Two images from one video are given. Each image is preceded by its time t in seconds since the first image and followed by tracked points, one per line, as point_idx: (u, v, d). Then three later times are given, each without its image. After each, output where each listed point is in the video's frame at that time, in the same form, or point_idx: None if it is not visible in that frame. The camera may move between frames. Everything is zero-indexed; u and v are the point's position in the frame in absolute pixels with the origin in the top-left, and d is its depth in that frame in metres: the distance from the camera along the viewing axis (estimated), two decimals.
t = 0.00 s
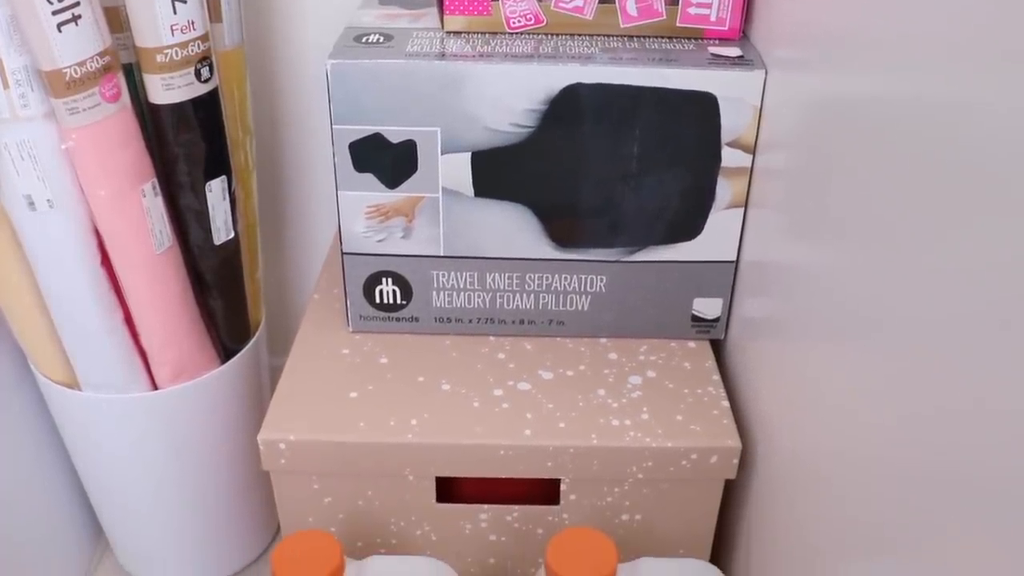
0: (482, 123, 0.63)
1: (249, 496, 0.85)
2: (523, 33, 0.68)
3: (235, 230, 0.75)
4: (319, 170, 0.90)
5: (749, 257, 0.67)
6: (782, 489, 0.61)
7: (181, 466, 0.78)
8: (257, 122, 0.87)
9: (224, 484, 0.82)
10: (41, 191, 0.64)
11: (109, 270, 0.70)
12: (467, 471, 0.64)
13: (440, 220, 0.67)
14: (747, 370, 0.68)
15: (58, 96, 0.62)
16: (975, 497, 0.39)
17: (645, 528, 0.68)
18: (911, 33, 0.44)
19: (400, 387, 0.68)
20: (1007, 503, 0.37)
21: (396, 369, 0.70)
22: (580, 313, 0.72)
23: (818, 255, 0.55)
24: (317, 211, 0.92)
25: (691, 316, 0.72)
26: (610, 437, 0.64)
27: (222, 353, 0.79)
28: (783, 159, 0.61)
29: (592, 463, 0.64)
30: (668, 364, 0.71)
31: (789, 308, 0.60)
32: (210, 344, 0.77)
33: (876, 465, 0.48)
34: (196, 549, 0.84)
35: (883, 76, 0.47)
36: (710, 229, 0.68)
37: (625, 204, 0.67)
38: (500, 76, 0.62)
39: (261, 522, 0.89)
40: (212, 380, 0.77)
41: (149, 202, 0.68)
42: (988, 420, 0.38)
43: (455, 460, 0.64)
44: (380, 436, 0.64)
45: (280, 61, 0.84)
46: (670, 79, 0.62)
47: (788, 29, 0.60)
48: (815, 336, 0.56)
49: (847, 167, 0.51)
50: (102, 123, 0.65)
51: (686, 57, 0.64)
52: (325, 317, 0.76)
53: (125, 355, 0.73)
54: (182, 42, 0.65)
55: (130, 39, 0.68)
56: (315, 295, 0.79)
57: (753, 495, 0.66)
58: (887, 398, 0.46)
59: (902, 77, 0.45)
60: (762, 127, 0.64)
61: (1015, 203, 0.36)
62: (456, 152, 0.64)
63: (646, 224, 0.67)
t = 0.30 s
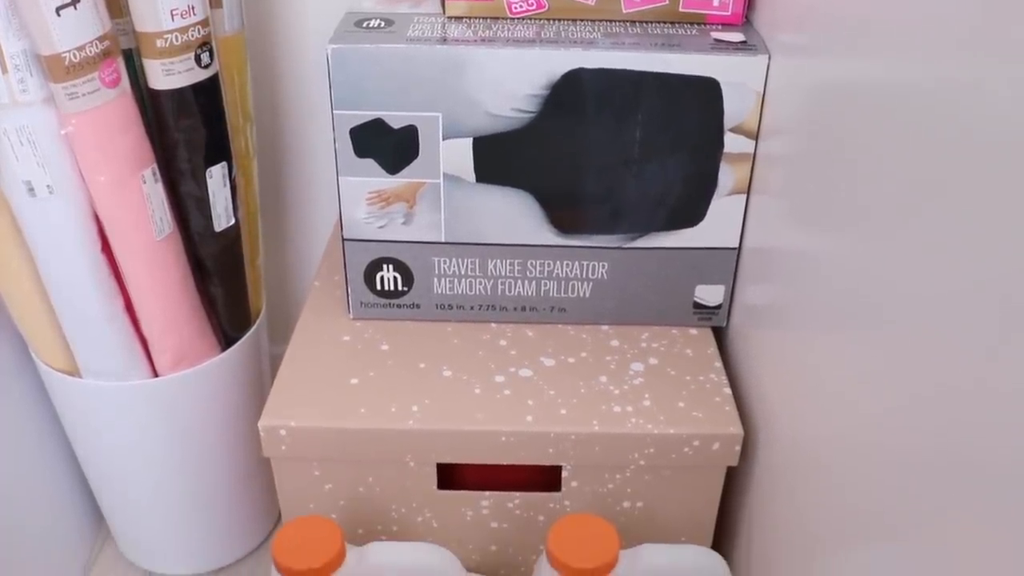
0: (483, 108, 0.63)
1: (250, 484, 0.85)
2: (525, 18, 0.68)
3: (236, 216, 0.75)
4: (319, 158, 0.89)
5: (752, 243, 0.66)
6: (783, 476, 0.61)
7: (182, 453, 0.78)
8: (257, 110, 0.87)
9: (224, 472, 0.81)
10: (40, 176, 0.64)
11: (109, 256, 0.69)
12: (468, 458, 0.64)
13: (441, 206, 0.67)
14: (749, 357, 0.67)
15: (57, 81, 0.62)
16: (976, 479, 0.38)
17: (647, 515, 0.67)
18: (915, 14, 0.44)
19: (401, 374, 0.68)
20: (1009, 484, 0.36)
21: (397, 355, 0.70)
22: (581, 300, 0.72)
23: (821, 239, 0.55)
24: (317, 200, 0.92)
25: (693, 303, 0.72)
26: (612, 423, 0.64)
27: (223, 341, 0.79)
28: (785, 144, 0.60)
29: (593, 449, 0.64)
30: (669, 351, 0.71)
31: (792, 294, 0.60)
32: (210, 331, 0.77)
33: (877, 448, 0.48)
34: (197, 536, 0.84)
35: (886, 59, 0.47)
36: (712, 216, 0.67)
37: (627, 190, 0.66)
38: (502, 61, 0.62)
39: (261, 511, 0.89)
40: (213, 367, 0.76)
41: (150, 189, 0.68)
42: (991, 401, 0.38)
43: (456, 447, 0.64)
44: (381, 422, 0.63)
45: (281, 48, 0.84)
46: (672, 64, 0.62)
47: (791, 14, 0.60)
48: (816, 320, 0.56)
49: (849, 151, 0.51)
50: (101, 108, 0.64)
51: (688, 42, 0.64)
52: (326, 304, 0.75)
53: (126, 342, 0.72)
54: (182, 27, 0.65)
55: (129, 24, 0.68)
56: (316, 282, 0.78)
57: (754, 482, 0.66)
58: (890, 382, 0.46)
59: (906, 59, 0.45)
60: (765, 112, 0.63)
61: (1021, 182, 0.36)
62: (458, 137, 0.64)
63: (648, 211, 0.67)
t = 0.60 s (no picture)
0: (484, 91, 0.63)
1: (250, 471, 0.85)
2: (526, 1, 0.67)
3: (236, 201, 0.74)
4: (320, 145, 0.89)
5: (754, 227, 0.66)
6: (785, 460, 0.61)
7: (183, 439, 0.78)
8: (257, 96, 0.87)
9: (225, 458, 0.81)
10: (39, 160, 0.64)
11: (109, 241, 0.69)
12: (469, 442, 0.64)
13: (442, 190, 0.66)
14: (751, 342, 0.67)
15: (55, 64, 0.61)
16: (979, 459, 0.38)
17: (648, 500, 0.67)
18: None
19: (401, 358, 0.68)
20: (1011, 464, 0.36)
21: (398, 340, 0.69)
22: (583, 285, 0.71)
23: (824, 221, 0.54)
24: (318, 186, 0.92)
25: (695, 288, 0.71)
26: (613, 407, 0.63)
27: (223, 327, 0.78)
28: (788, 127, 0.60)
29: (595, 433, 0.63)
30: (671, 336, 0.71)
31: (794, 277, 0.59)
32: (210, 317, 0.77)
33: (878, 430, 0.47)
34: (197, 522, 0.84)
35: (891, 38, 0.46)
36: (714, 200, 0.67)
37: (629, 174, 0.66)
38: (503, 43, 0.61)
39: (262, 497, 0.88)
40: (213, 353, 0.76)
41: (149, 173, 0.68)
42: (994, 379, 0.37)
43: (457, 431, 0.64)
44: (382, 406, 0.63)
45: (281, 33, 0.83)
46: (674, 46, 0.62)
47: None
48: (819, 302, 0.55)
49: (852, 132, 0.51)
50: (100, 91, 0.64)
51: (691, 25, 0.64)
52: (326, 289, 0.75)
53: (126, 327, 0.72)
54: (181, 9, 0.65)
55: (129, 7, 0.68)
56: (316, 267, 0.78)
57: (756, 466, 0.66)
58: (893, 362, 0.46)
59: (910, 38, 0.44)
60: (768, 95, 0.63)
61: None
62: (458, 120, 0.64)
63: (650, 194, 0.67)
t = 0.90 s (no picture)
0: (484, 73, 0.62)
1: (251, 456, 0.85)
2: None
3: (235, 185, 0.74)
4: (320, 131, 0.89)
5: (756, 211, 0.66)
6: (786, 444, 0.60)
7: (183, 425, 0.78)
8: (258, 81, 0.87)
9: (225, 444, 0.81)
10: (37, 143, 0.63)
11: (108, 225, 0.69)
12: (470, 427, 0.64)
13: (442, 173, 0.66)
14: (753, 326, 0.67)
15: (52, 46, 0.61)
16: (982, 439, 0.38)
17: (649, 484, 0.67)
18: None
19: (401, 343, 0.67)
20: (1016, 444, 0.36)
21: (398, 324, 0.69)
22: (583, 269, 0.71)
23: (827, 202, 0.54)
24: (319, 172, 0.91)
25: (696, 272, 0.71)
26: (614, 391, 0.63)
27: (223, 312, 0.78)
28: (790, 110, 0.60)
29: (596, 417, 0.63)
30: (672, 320, 0.70)
31: (796, 260, 0.59)
32: (210, 303, 0.77)
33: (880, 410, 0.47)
34: (198, 507, 0.84)
35: (894, 16, 0.46)
36: (716, 183, 0.67)
37: (630, 157, 0.66)
38: (503, 25, 0.61)
39: (262, 484, 0.88)
40: (213, 338, 0.76)
41: (148, 156, 0.67)
42: (999, 358, 0.37)
43: (457, 415, 0.63)
44: (382, 390, 0.63)
45: (282, 19, 0.83)
46: (676, 28, 0.61)
47: None
48: (821, 284, 0.55)
49: (854, 113, 0.51)
50: (97, 73, 0.63)
51: (693, 7, 0.63)
52: (326, 274, 0.75)
53: (126, 312, 0.72)
54: None
55: None
56: (316, 252, 0.78)
57: (757, 451, 0.65)
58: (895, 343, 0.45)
59: (914, 16, 0.44)
60: (770, 77, 0.63)
61: None
62: (459, 103, 0.63)
63: (651, 178, 0.66)
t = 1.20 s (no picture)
0: (485, 56, 0.62)
1: (250, 442, 0.85)
2: None
3: (234, 169, 0.74)
4: (321, 116, 0.89)
5: (758, 195, 0.65)
6: (787, 429, 0.60)
7: (183, 411, 0.78)
8: (257, 67, 0.86)
9: (224, 430, 0.81)
10: (35, 127, 0.63)
11: (106, 210, 0.69)
12: (470, 412, 0.64)
13: (443, 157, 0.66)
14: (755, 311, 0.67)
15: (48, 28, 0.60)
16: (985, 421, 0.38)
17: (650, 469, 0.67)
18: None
19: (401, 327, 0.67)
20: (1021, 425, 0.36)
21: (399, 309, 0.69)
22: (584, 254, 0.71)
23: (829, 183, 0.54)
24: (319, 158, 0.91)
25: (697, 257, 0.71)
26: (615, 376, 0.63)
27: (223, 298, 0.78)
28: (793, 93, 0.59)
29: (596, 402, 0.63)
30: (674, 305, 0.70)
31: (798, 244, 0.59)
32: (210, 288, 0.76)
33: (882, 391, 0.47)
34: (197, 493, 0.84)
35: None
36: (718, 167, 0.66)
37: (631, 141, 0.65)
38: (504, 7, 0.60)
39: (262, 470, 0.88)
40: (213, 323, 0.76)
41: (146, 140, 0.67)
42: (1003, 339, 0.37)
43: (458, 399, 0.63)
44: (383, 374, 0.63)
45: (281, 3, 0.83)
46: (677, 11, 0.61)
47: None
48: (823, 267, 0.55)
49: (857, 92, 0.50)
50: (93, 56, 0.63)
51: None
52: (326, 259, 0.74)
53: (125, 297, 0.72)
54: None
55: None
56: (316, 237, 0.78)
57: (759, 436, 0.65)
58: (897, 323, 0.45)
59: None
60: (773, 60, 0.62)
61: None
62: (459, 86, 0.63)
63: (652, 162, 0.66)
